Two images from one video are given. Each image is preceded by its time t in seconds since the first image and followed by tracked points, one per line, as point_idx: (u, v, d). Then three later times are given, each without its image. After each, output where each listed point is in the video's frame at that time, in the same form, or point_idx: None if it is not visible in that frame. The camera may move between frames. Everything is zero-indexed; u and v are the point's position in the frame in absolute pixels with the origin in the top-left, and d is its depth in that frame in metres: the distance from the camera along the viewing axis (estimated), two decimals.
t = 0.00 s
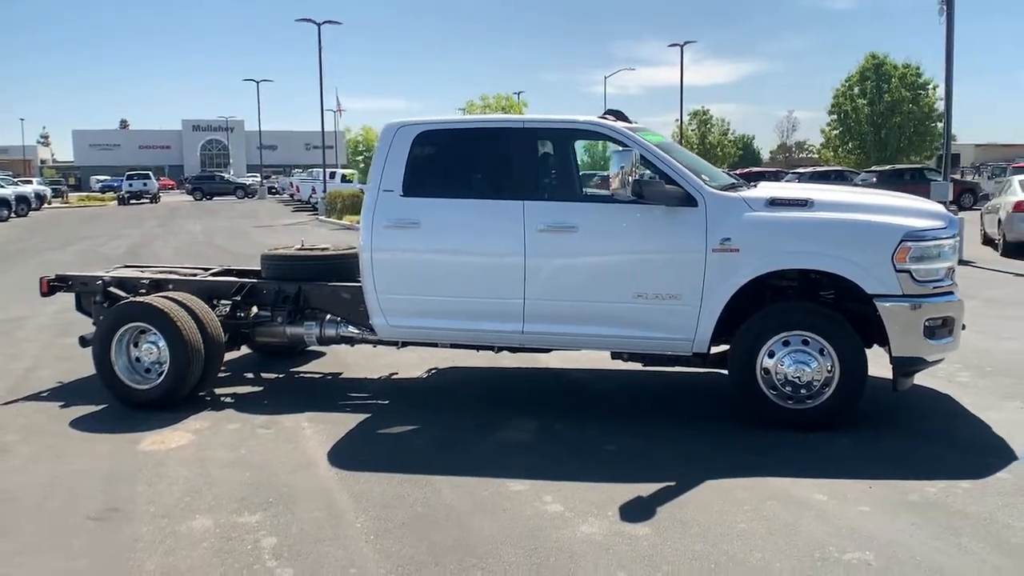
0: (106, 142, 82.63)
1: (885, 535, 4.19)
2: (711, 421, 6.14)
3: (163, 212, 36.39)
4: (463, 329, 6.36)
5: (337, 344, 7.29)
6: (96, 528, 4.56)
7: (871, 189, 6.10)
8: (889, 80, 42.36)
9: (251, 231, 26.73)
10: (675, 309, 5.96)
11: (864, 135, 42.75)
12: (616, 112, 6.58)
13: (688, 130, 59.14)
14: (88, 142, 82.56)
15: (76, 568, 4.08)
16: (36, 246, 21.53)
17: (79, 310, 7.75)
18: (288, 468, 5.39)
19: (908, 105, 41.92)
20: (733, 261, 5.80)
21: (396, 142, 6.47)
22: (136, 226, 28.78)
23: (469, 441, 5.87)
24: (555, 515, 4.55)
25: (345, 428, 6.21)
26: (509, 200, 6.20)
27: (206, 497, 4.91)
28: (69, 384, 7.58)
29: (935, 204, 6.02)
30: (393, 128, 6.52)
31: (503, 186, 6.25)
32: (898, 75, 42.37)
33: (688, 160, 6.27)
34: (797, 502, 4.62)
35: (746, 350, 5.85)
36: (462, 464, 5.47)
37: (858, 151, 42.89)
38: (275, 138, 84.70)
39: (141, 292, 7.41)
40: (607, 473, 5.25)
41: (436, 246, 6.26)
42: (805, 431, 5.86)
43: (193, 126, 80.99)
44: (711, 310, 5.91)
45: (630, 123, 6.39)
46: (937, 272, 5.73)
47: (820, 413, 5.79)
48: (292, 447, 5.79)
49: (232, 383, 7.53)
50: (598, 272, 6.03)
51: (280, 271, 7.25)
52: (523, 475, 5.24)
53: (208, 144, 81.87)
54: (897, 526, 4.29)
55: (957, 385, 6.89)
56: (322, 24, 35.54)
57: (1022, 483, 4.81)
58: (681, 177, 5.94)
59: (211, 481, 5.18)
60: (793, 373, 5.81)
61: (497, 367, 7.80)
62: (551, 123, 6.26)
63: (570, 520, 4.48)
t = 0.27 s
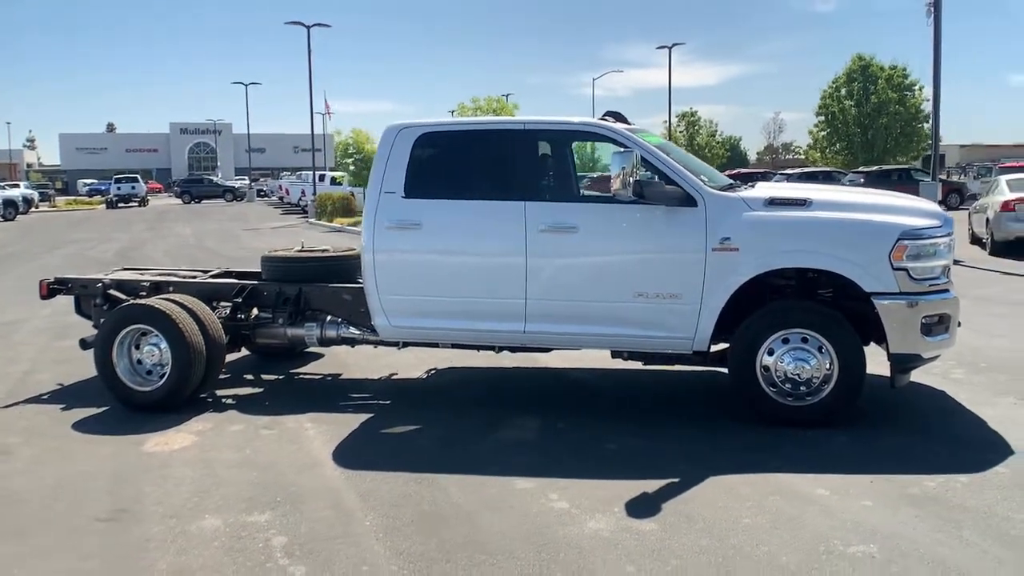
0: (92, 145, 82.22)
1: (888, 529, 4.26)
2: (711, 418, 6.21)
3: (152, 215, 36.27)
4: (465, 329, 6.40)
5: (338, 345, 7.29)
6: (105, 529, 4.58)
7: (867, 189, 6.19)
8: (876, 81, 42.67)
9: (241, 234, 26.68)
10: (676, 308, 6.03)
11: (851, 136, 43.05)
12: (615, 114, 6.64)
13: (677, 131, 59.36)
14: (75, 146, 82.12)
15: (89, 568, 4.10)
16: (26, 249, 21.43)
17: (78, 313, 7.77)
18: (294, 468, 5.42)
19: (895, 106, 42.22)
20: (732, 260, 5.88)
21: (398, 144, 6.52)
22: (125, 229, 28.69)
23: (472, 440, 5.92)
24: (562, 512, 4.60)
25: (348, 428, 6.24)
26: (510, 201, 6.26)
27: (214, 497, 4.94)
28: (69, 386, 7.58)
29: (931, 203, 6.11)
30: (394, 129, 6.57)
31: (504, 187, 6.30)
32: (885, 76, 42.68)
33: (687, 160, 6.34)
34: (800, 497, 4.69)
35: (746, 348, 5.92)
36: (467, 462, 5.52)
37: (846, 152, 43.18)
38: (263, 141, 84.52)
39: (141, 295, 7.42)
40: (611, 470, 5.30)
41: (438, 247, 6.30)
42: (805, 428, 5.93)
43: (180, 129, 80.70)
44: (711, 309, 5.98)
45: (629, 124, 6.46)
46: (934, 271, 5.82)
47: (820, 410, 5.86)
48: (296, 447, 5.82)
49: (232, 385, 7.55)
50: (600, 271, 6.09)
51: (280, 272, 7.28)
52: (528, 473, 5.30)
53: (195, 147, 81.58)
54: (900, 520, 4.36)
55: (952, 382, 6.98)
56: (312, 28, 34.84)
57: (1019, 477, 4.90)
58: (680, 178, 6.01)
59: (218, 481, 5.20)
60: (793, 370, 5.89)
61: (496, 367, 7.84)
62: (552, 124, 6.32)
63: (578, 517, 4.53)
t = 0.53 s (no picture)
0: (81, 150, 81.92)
1: (894, 528, 4.29)
2: (713, 420, 6.22)
3: (142, 220, 36.15)
4: (467, 331, 6.41)
5: (338, 348, 7.31)
6: (110, 532, 4.56)
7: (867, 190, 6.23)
8: (866, 86, 42.92)
9: (233, 239, 26.61)
10: (678, 310, 6.05)
11: (842, 141, 43.27)
12: (616, 116, 6.67)
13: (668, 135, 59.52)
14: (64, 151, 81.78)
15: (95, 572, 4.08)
16: (17, 255, 21.31)
17: (76, 317, 7.74)
18: (298, 471, 5.41)
19: (884, 111, 42.44)
20: (734, 261, 5.90)
21: (399, 147, 6.53)
22: (116, 234, 28.55)
23: (475, 442, 5.91)
24: (568, 513, 4.60)
25: (350, 430, 6.24)
26: (512, 203, 6.27)
27: (218, 500, 4.92)
28: (67, 390, 7.54)
29: (930, 205, 6.16)
30: (396, 131, 6.57)
31: (506, 190, 6.31)
32: (875, 81, 42.93)
33: (688, 162, 6.37)
34: (805, 497, 4.71)
35: (748, 350, 5.94)
36: (470, 464, 5.52)
37: (836, 156, 43.41)
38: (253, 145, 84.36)
39: (140, 298, 7.41)
40: (615, 471, 5.32)
41: (440, 249, 6.31)
42: (807, 429, 5.95)
43: (169, 134, 80.47)
44: (713, 310, 6.00)
45: (630, 127, 6.49)
46: (933, 272, 5.87)
47: (821, 411, 5.89)
48: (299, 450, 5.81)
49: (231, 388, 7.53)
50: (602, 273, 6.10)
51: (280, 275, 7.27)
52: (533, 475, 5.30)
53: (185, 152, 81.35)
54: (905, 519, 4.38)
55: (950, 383, 7.03)
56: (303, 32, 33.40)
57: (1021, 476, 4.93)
58: (682, 180, 6.04)
59: (222, 484, 5.18)
60: (794, 372, 5.91)
61: (496, 369, 7.85)
62: (553, 127, 6.34)
63: (585, 517, 4.54)
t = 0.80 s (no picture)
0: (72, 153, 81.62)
1: (904, 529, 4.31)
2: (719, 423, 6.24)
3: (135, 223, 36.02)
4: (472, 334, 6.41)
5: (343, 352, 7.27)
6: (121, 536, 4.54)
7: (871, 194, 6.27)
8: (858, 90, 43.14)
9: (228, 242, 26.55)
10: (684, 313, 6.06)
11: (834, 145, 43.47)
12: (621, 120, 6.69)
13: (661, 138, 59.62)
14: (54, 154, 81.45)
15: None
16: (10, 258, 21.20)
17: (77, 320, 7.71)
18: (307, 474, 5.40)
19: (877, 115, 42.64)
20: (741, 264, 5.92)
21: (405, 150, 6.53)
22: (108, 237, 28.43)
23: (482, 445, 5.92)
24: (580, 516, 4.61)
25: (356, 433, 6.23)
26: (519, 206, 6.27)
27: (228, 503, 4.91)
28: (69, 394, 7.52)
29: (934, 208, 6.20)
30: (401, 134, 6.58)
31: (512, 193, 6.32)
32: (867, 85, 43.14)
33: (693, 165, 6.40)
34: (815, 499, 4.73)
35: (755, 353, 5.97)
36: (479, 467, 5.52)
37: (828, 160, 43.60)
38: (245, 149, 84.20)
39: (143, 302, 7.39)
40: (625, 474, 5.33)
41: (446, 252, 6.31)
42: (813, 431, 5.98)
43: (161, 137, 80.25)
44: (719, 313, 6.02)
45: (636, 131, 6.51)
46: (938, 275, 5.90)
47: (828, 413, 5.91)
48: (306, 453, 5.80)
49: (234, 391, 7.52)
50: (608, 276, 6.11)
51: (283, 279, 7.26)
52: (542, 478, 5.31)
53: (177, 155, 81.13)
54: (916, 520, 4.41)
55: (952, 386, 7.07)
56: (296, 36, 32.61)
57: None
58: (688, 184, 6.06)
59: (231, 488, 5.17)
60: (801, 374, 5.93)
61: (499, 372, 7.85)
62: (559, 130, 6.36)
63: (596, 520, 4.54)
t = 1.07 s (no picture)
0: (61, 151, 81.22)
1: (909, 529, 4.35)
2: (720, 423, 6.28)
3: (125, 221, 35.88)
4: (475, 334, 6.43)
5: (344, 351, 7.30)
6: (129, 536, 4.54)
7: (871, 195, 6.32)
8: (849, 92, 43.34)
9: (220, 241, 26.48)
10: (687, 314, 6.10)
11: (825, 146, 43.66)
12: (623, 122, 6.73)
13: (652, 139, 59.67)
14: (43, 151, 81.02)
15: None
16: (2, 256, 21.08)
17: (77, 319, 7.69)
18: (312, 474, 5.41)
19: (867, 117, 42.84)
20: (744, 265, 5.96)
21: (408, 151, 6.54)
22: (99, 236, 28.30)
23: (486, 445, 5.94)
24: (587, 515, 4.64)
25: (359, 433, 6.24)
26: (522, 206, 6.30)
27: (235, 503, 4.92)
28: (69, 393, 7.50)
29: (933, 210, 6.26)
30: (404, 135, 6.59)
31: (516, 193, 6.34)
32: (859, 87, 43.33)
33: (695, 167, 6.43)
34: (820, 499, 4.77)
35: (757, 353, 6.00)
36: (484, 467, 5.54)
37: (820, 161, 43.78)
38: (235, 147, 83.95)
39: (144, 301, 7.38)
40: (629, 474, 5.36)
41: (449, 253, 6.33)
42: (814, 432, 6.03)
43: (151, 135, 79.93)
44: (721, 313, 6.06)
45: (638, 132, 6.55)
46: (939, 276, 5.95)
47: (829, 414, 5.96)
48: (311, 453, 5.81)
49: (235, 391, 7.51)
50: (611, 277, 6.15)
51: (284, 278, 7.26)
52: (547, 477, 5.33)
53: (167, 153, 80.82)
54: (920, 520, 4.45)
55: (949, 386, 7.13)
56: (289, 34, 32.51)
57: None
58: (690, 185, 6.09)
59: (237, 488, 5.18)
60: (802, 375, 5.98)
61: (499, 372, 7.88)
62: (563, 131, 6.39)
63: (604, 519, 4.57)
